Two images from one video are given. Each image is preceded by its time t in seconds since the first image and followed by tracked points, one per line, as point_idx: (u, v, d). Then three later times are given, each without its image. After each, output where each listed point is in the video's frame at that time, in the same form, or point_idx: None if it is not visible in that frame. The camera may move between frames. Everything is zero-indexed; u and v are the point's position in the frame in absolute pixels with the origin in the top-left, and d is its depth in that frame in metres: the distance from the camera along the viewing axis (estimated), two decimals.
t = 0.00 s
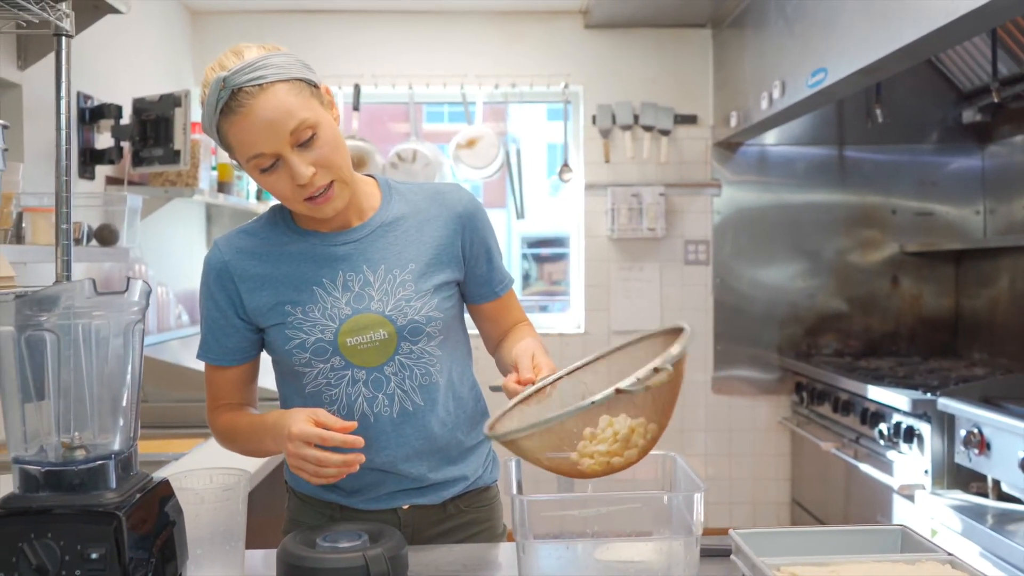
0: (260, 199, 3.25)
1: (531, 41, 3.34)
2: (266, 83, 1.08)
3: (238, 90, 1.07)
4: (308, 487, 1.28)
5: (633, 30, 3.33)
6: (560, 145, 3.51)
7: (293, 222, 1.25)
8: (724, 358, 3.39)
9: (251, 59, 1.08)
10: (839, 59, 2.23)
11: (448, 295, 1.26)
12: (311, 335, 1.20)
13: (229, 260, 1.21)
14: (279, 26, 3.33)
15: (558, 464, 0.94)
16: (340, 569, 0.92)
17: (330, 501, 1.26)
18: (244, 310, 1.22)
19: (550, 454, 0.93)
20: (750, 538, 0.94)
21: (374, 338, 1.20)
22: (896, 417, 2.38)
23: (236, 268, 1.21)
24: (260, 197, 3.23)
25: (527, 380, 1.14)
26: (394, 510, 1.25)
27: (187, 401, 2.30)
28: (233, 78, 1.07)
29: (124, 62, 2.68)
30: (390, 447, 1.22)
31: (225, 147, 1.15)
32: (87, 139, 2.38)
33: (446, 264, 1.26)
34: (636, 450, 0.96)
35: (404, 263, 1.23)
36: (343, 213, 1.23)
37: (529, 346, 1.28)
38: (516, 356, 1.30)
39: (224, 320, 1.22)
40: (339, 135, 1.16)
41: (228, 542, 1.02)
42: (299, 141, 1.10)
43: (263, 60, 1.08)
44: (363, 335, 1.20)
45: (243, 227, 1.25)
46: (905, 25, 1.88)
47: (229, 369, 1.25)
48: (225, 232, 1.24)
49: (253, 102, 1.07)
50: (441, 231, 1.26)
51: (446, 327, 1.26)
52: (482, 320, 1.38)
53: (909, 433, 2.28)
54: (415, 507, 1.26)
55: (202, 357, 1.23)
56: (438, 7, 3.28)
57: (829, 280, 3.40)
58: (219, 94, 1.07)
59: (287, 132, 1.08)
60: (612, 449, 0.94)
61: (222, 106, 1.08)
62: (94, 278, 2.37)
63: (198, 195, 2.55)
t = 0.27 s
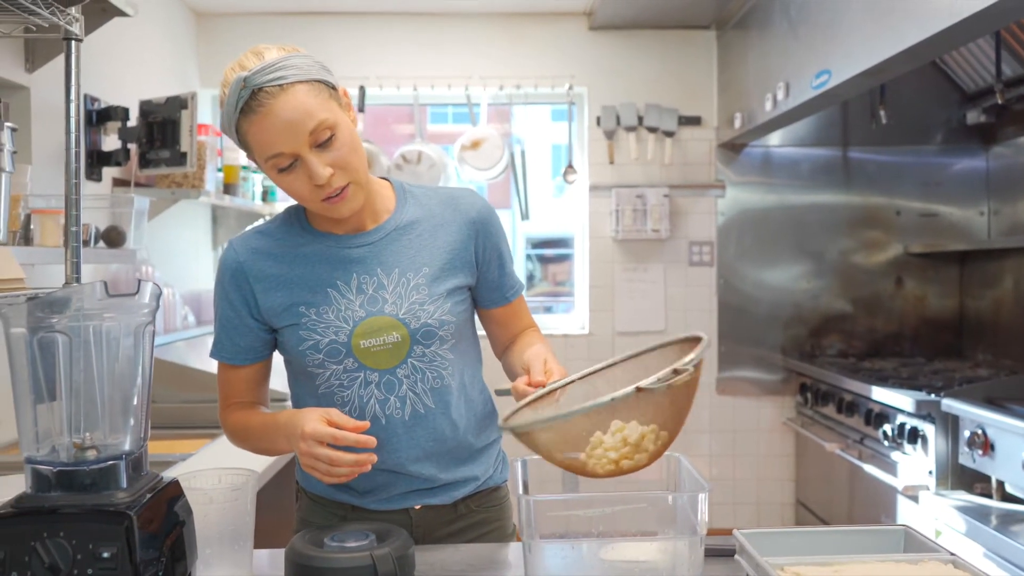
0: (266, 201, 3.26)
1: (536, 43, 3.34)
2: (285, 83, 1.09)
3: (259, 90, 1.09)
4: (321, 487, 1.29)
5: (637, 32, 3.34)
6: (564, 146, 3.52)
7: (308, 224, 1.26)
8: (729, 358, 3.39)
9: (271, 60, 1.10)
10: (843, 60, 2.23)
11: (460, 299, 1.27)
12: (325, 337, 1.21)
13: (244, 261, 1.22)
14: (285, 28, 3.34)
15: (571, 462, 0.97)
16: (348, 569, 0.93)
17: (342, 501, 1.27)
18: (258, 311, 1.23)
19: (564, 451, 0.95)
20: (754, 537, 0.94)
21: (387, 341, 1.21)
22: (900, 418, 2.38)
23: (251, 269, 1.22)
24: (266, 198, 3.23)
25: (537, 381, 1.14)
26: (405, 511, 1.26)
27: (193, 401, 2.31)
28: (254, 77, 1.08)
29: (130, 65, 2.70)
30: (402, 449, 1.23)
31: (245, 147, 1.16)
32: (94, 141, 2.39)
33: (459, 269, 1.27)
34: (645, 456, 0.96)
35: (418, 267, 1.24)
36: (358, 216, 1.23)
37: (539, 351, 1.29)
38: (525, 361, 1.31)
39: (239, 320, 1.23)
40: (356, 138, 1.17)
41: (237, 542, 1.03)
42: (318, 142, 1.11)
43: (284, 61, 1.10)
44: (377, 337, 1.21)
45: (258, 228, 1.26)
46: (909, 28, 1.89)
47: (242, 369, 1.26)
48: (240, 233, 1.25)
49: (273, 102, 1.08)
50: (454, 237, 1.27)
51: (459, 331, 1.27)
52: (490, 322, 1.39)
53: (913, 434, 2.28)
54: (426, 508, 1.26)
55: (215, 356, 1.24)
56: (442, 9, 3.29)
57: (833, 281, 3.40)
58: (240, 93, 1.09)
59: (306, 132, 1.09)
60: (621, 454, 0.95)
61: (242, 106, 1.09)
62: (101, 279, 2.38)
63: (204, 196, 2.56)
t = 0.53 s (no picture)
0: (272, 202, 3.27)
1: (540, 44, 3.35)
2: (337, 74, 1.11)
3: (311, 78, 1.11)
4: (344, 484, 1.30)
5: (642, 33, 3.34)
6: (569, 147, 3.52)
7: (342, 221, 1.27)
8: (734, 359, 3.39)
9: (324, 50, 1.12)
10: (847, 61, 2.23)
11: (490, 303, 1.28)
12: (355, 333, 1.22)
13: (280, 254, 1.23)
14: (291, 30, 3.35)
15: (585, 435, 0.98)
16: (353, 567, 0.94)
17: (365, 498, 1.28)
18: (290, 303, 1.25)
19: (583, 428, 0.97)
20: (757, 537, 0.95)
21: (417, 340, 1.22)
22: (904, 418, 2.38)
23: (285, 262, 1.23)
24: (273, 199, 3.24)
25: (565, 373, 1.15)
26: (427, 510, 1.27)
27: (200, 402, 2.32)
28: (306, 66, 1.11)
29: (137, 68, 2.71)
30: (426, 448, 1.24)
31: (290, 137, 1.18)
32: (101, 143, 2.41)
33: (491, 275, 1.28)
34: (662, 444, 0.97)
35: (450, 269, 1.25)
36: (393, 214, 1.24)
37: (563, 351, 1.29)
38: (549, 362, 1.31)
39: (271, 312, 1.24)
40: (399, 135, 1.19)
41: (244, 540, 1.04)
42: (364, 133, 1.12)
43: (336, 54, 1.12)
44: (407, 336, 1.22)
45: (293, 222, 1.28)
46: (913, 29, 1.89)
47: (271, 362, 1.27)
48: (276, 227, 1.27)
49: (323, 90, 1.10)
50: (487, 240, 1.29)
51: (487, 334, 1.28)
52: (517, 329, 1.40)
53: (917, 434, 2.29)
54: (448, 508, 1.27)
55: (243, 346, 1.25)
56: (447, 11, 3.30)
57: (838, 281, 3.40)
58: (292, 80, 1.11)
59: (353, 122, 1.11)
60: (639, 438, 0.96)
61: (293, 93, 1.11)
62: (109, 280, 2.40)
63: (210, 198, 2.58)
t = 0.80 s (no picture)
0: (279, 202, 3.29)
1: (547, 45, 3.36)
2: (425, 59, 1.16)
3: (399, 59, 1.16)
4: (381, 476, 1.31)
5: (648, 33, 3.34)
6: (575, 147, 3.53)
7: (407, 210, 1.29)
8: (739, 358, 3.39)
9: (415, 37, 1.17)
10: (853, 61, 2.23)
11: (541, 308, 1.29)
12: (405, 322, 1.24)
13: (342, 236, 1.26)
14: (298, 31, 3.37)
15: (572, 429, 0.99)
16: (358, 564, 0.95)
17: (400, 491, 1.28)
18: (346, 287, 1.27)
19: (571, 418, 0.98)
20: (759, 535, 0.95)
21: (465, 335, 1.24)
22: (909, 418, 2.38)
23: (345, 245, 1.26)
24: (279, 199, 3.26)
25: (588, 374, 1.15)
26: (458, 508, 1.27)
27: (207, 400, 2.34)
28: (398, 48, 1.15)
29: (146, 68, 2.73)
30: (460, 445, 1.25)
31: (371, 118, 1.22)
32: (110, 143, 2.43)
33: (546, 280, 1.29)
34: (652, 448, 0.96)
35: (505, 270, 1.26)
36: (456, 208, 1.26)
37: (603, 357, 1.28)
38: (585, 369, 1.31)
39: (326, 293, 1.27)
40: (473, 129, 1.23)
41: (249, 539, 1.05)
42: (440, 118, 1.16)
43: (426, 41, 1.17)
44: (456, 331, 1.24)
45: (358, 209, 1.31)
46: (918, 30, 1.89)
47: (322, 341, 1.30)
48: (340, 211, 1.30)
49: (408, 72, 1.15)
50: (545, 244, 1.29)
51: (535, 338, 1.28)
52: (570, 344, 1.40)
53: (922, 434, 2.28)
54: (479, 507, 1.27)
55: (297, 325, 1.28)
56: (453, 11, 3.31)
57: (844, 281, 3.39)
58: (382, 59, 1.16)
59: (431, 106, 1.14)
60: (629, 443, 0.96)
61: (380, 72, 1.16)
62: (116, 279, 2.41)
63: (218, 198, 2.60)
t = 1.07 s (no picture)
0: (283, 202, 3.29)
1: (551, 45, 3.35)
2: (491, 51, 1.19)
3: (467, 46, 1.19)
4: (398, 468, 1.30)
5: (653, 33, 3.34)
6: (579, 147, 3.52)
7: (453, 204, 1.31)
8: (744, 358, 3.38)
9: (492, 31, 1.21)
10: (857, 61, 2.22)
11: (575, 316, 1.27)
12: (437, 315, 1.24)
13: (387, 224, 1.29)
14: (302, 31, 3.37)
15: (566, 426, 0.98)
16: (360, 566, 0.95)
17: (414, 485, 1.28)
18: (386, 275, 1.29)
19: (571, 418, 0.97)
20: (760, 537, 0.95)
21: (495, 334, 1.23)
22: (914, 418, 2.37)
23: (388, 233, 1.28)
24: (284, 199, 3.26)
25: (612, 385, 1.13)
26: (467, 508, 1.25)
27: (211, 401, 2.34)
28: (471, 36, 1.19)
29: (150, 70, 2.74)
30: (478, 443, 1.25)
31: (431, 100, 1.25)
32: (114, 144, 2.44)
33: (584, 290, 1.28)
34: (649, 438, 0.95)
35: (543, 274, 1.26)
36: (494, 204, 1.26)
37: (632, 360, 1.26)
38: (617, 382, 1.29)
39: (366, 277, 1.29)
40: (525, 132, 1.23)
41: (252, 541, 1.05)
42: (488, 109, 1.18)
43: (499, 37, 1.20)
44: (487, 329, 1.24)
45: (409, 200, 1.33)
46: (923, 30, 1.88)
47: (355, 325, 1.31)
48: (391, 201, 1.33)
49: (469, 58, 1.17)
50: (590, 254, 1.28)
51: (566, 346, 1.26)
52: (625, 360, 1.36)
53: (927, 434, 2.27)
54: (488, 510, 1.25)
55: (332, 304, 1.30)
56: (457, 11, 3.31)
57: (850, 281, 3.38)
58: (452, 44, 1.20)
59: (481, 94, 1.16)
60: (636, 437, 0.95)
61: (448, 54, 1.20)
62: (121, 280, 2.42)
63: (222, 199, 2.61)
